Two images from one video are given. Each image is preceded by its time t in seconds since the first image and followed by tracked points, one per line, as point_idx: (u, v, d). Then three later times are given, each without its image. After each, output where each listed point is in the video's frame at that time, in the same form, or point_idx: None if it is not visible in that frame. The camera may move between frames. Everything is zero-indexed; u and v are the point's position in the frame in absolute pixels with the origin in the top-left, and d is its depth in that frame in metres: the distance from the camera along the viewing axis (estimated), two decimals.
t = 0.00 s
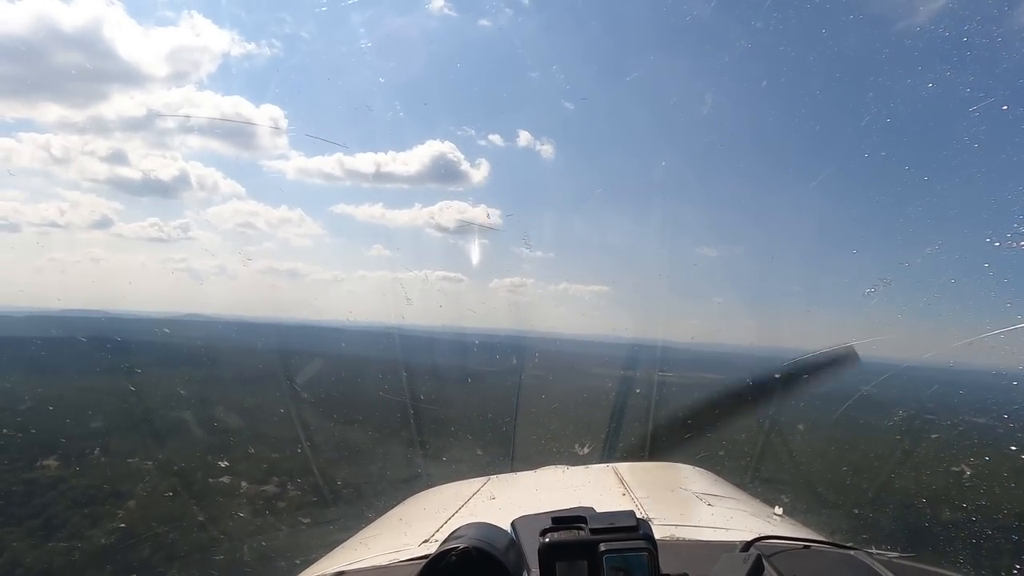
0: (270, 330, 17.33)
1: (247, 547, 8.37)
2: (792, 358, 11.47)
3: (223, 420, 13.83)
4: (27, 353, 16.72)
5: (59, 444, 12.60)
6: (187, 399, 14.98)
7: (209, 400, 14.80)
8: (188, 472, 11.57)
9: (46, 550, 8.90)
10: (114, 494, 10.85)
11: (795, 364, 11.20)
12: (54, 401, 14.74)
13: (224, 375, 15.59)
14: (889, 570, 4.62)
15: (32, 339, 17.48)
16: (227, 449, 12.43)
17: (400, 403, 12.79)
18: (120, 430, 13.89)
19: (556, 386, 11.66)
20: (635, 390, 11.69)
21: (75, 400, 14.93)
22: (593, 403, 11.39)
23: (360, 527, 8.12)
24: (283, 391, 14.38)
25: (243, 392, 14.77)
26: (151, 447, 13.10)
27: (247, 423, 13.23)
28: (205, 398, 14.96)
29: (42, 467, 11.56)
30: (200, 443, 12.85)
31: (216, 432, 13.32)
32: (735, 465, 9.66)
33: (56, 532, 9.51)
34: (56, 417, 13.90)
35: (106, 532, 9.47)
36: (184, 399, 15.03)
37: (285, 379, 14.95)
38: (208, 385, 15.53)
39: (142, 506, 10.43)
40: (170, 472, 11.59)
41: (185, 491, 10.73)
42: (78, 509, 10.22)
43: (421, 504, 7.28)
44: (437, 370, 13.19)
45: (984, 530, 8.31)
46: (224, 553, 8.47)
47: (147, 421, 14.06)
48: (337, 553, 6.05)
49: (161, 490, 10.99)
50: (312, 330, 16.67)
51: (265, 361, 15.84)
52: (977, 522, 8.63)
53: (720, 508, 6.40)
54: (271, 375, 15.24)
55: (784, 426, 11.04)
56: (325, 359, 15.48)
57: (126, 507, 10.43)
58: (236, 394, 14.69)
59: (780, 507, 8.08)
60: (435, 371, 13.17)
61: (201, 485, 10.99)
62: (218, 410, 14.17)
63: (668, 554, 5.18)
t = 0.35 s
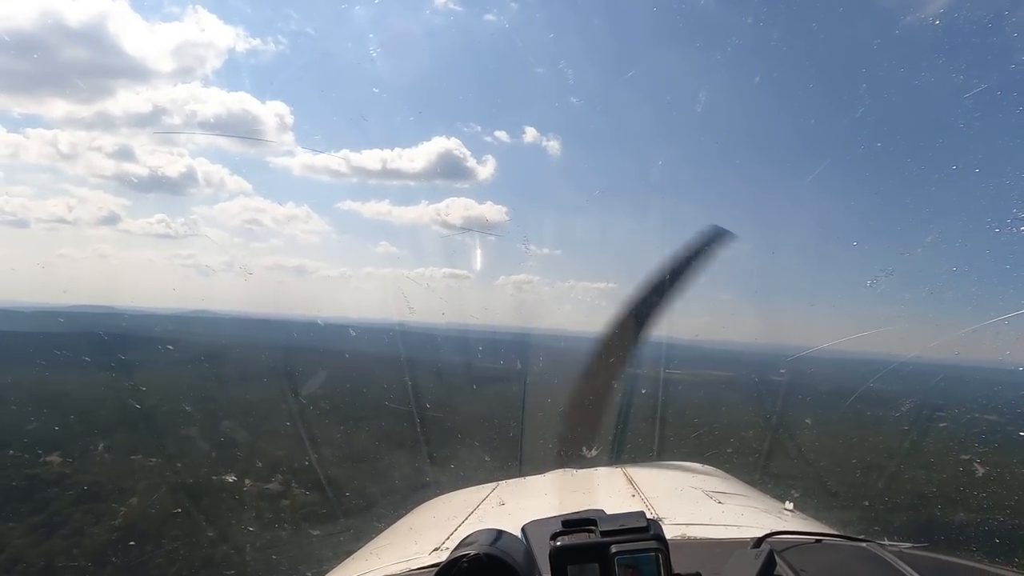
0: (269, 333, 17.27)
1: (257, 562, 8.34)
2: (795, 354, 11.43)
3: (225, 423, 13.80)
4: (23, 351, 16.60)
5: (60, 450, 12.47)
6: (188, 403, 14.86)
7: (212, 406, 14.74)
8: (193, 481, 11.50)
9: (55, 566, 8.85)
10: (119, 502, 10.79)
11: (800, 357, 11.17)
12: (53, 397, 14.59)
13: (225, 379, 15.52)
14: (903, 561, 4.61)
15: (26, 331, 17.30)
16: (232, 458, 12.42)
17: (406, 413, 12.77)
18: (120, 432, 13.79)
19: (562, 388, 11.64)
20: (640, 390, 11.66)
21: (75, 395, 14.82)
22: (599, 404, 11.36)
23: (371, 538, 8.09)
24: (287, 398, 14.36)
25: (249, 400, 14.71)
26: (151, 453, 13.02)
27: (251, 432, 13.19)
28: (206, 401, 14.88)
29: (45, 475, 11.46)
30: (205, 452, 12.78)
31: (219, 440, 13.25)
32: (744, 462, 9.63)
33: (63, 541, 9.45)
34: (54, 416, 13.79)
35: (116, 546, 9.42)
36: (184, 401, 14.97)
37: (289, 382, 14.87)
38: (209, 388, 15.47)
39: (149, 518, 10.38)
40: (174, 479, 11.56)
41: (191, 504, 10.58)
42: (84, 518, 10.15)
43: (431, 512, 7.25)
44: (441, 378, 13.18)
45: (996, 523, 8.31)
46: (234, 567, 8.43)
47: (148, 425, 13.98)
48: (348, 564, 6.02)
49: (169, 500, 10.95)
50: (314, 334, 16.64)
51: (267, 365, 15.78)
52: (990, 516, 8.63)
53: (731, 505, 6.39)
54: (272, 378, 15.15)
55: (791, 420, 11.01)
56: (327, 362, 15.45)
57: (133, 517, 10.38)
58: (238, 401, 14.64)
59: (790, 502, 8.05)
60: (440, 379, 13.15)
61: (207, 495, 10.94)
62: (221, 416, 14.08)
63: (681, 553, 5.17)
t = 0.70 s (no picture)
0: (270, 334, 17.22)
1: (263, 569, 8.33)
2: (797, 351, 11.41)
3: (228, 425, 13.80)
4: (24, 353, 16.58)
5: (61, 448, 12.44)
6: (189, 407, 14.81)
7: (215, 408, 14.72)
8: (196, 485, 11.43)
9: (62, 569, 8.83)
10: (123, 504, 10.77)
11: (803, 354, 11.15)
12: (55, 396, 14.53)
13: (227, 382, 15.50)
14: (912, 558, 4.60)
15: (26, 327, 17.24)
16: (236, 459, 12.41)
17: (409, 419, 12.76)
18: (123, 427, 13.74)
19: (565, 390, 11.63)
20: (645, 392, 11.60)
21: (76, 392, 14.77)
22: (602, 406, 11.31)
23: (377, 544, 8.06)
24: (289, 401, 14.33)
25: (252, 402, 14.69)
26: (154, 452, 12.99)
27: (254, 437, 13.17)
28: (208, 404, 14.84)
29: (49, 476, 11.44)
30: (204, 454, 12.68)
31: (221, 444, 13.21)
32: (749, 461, 9.60)
33: (68, 545, 9.44)
34: (58, 416, 13.75)
35: (121, 547, 9.40)
36: (186, 403, 14.95)
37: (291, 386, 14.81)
38: (211, 392, 15.44)
39: (153, 521, 10.36)
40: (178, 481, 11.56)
41: (195, 510, 10.48)
42: (89, 522, 10.14)
43: (435, 517, 7.23)
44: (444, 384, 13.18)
45: (1004, 520, 8.30)
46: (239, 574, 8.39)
47: (150, 425, 13.94)
48: (353, 570, 6.01)
49: (172, 503, 10.94)
50: (315, 339, 16.62)
51: (268, 365, 15.74)
52: (996, 512, 8.63)
53: (736, 505, 6.38)
54: (274, 381, 15.12)
55: (794, 418, 11.00)
56: (329, 363, 15.42)
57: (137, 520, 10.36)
58: (240, 405, 14.60)
59: (795, 501, 8.03)
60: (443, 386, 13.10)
61: (212, 499, 10.93)
62: (223, 420, 14.05)
63: (687, 554, 5.16)
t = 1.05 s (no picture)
0: (269, 333, 17.29)
1: (256, 563, 8.33)
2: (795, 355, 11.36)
3: (225, 426, 13.76)
4: (23, 352, 16.68)
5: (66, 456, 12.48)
6: (186, 399, 14.90)
7: (211, 402, 14.78)
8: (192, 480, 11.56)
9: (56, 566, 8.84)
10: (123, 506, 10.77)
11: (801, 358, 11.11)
12: (52, 393, 14.64)
13: (224, 380, 15.48)
14: (905, 565, 4.59)
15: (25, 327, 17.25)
16: (232, 456, 12.43)
17: (405, 416, 12.78)
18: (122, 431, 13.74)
19: (562, 390, 11.61)
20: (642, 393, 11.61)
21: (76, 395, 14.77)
22: (599, 407, 11.31)
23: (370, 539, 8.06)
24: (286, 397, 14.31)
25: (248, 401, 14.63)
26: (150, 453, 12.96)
27: (251, 436, 13.15)
28: (204, 398, 14.84)
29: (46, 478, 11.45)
30: (200, 450, 12.79)
31: (217, 439, 13.28)
32: (744, 465, 9.61)
33: (63, 544, 9.43)
34: (55, 415, 13.75)
35: (116, 548, 9.41)
36: (184, 400, 14.93)
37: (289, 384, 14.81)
38: (208, 390, 15.42)
39: (149, 519, 10.36)
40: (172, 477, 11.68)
41: (190, 504, 10.61)
42: (94, 524, 10.09)
43: (430, 515, 7.23)
44: (440, 383, 13.17)
45: (998, 528, 8.31)
46: (234, 569, 8.40)
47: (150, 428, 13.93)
48: (346, 566, 6.01)
49: (169, 503, 10.93)
50: (314, 338, 16.66)
51: (266, 365, 15.74)
52: (990, 520, 8.64)
53: (730, 509, 6.37)
54: (272, 380, 15.10)
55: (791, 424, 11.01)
56: (326, 361, 15.40)
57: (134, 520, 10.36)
58: (236, 398, 14.67)
59: (790, 506, 8.03)
60: (440, 384, 13.10)
61: (207, 496, 10.92)
62: (220, 416, 14.11)
63: (680, 556, 5.16)
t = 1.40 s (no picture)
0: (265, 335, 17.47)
1: (250, 554, 8.35)
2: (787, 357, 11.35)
3: (220, 422, 13.70)
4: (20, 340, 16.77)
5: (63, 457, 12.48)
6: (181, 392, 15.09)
7: (206, 396, 14.93)
8: (188, 472, 11.72)
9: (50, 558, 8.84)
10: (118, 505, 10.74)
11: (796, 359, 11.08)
12: (48, 383, 14.72)
13: (219, 374, 15.49)
14: (897, 568, 4.61)
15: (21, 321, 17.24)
16: (226, 449, 12.46)
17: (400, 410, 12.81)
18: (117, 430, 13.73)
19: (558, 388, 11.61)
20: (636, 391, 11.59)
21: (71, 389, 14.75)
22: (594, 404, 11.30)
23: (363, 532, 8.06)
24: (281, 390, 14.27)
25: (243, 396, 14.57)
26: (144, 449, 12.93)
27: (246, 431, 13.14)
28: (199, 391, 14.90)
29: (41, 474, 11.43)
30: (194, 443, 12.93)
31: (212, 431, 13.37)
32: (738, 464, 9.62)
33: (55, 535, 9.41)
34: (49, 407, 13.72)
35: (110, 542, 9.43)
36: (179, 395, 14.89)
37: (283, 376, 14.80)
38: (203, 384, 15.40)
39: (142, 513, 10.36)
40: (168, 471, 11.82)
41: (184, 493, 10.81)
42: (116, 528, 9.80)
43: (423, 508, 7.24)
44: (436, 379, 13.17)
45: (991, 533, 8.34)
46: (228, 560, 8.42)
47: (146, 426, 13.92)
48: (340, 558, 6.01)
49: (162, 499, 10.92)
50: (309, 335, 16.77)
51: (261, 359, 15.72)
52: (982, 524, 8.66)
53: (723, 508, 6.39)
54: (266, 374, 15.07)
55: (784, 425, 11.03)
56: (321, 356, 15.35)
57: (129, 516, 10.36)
58: (231, 393, 14.80)
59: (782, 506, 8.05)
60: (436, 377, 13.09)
61: (201, 489, 10.91)
62: (215, 408, 14.27)
63: (672, 554, 5.18)
